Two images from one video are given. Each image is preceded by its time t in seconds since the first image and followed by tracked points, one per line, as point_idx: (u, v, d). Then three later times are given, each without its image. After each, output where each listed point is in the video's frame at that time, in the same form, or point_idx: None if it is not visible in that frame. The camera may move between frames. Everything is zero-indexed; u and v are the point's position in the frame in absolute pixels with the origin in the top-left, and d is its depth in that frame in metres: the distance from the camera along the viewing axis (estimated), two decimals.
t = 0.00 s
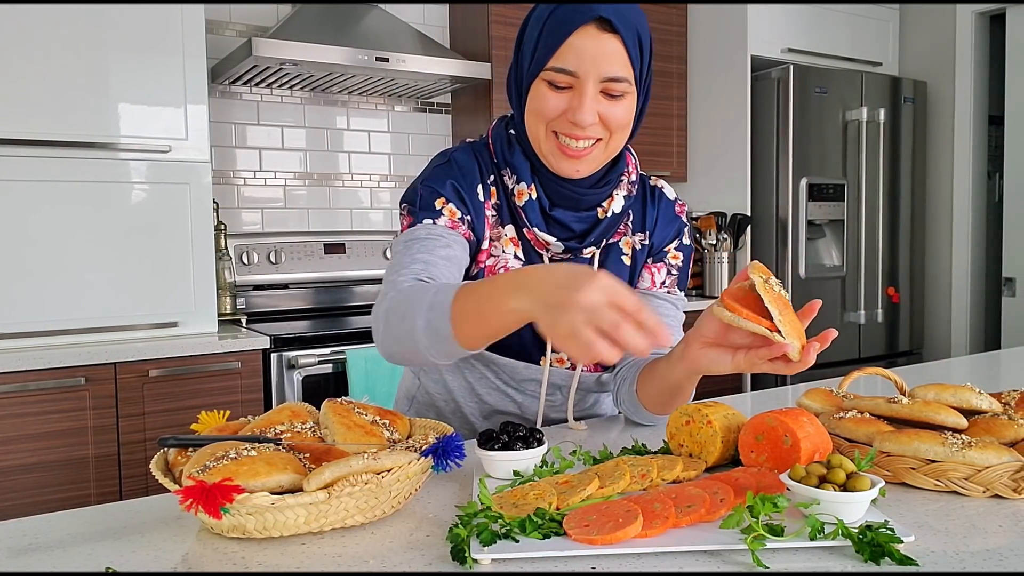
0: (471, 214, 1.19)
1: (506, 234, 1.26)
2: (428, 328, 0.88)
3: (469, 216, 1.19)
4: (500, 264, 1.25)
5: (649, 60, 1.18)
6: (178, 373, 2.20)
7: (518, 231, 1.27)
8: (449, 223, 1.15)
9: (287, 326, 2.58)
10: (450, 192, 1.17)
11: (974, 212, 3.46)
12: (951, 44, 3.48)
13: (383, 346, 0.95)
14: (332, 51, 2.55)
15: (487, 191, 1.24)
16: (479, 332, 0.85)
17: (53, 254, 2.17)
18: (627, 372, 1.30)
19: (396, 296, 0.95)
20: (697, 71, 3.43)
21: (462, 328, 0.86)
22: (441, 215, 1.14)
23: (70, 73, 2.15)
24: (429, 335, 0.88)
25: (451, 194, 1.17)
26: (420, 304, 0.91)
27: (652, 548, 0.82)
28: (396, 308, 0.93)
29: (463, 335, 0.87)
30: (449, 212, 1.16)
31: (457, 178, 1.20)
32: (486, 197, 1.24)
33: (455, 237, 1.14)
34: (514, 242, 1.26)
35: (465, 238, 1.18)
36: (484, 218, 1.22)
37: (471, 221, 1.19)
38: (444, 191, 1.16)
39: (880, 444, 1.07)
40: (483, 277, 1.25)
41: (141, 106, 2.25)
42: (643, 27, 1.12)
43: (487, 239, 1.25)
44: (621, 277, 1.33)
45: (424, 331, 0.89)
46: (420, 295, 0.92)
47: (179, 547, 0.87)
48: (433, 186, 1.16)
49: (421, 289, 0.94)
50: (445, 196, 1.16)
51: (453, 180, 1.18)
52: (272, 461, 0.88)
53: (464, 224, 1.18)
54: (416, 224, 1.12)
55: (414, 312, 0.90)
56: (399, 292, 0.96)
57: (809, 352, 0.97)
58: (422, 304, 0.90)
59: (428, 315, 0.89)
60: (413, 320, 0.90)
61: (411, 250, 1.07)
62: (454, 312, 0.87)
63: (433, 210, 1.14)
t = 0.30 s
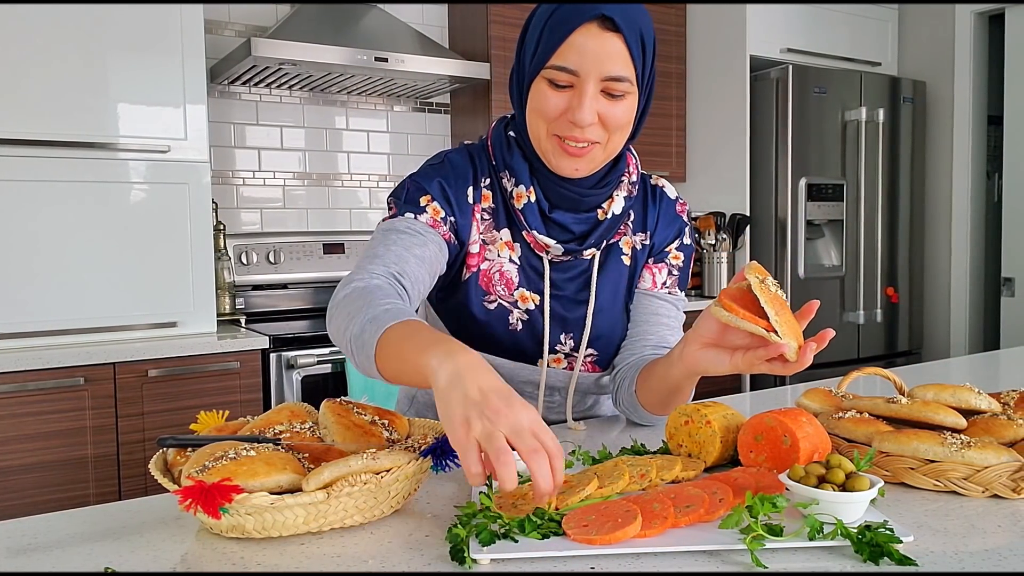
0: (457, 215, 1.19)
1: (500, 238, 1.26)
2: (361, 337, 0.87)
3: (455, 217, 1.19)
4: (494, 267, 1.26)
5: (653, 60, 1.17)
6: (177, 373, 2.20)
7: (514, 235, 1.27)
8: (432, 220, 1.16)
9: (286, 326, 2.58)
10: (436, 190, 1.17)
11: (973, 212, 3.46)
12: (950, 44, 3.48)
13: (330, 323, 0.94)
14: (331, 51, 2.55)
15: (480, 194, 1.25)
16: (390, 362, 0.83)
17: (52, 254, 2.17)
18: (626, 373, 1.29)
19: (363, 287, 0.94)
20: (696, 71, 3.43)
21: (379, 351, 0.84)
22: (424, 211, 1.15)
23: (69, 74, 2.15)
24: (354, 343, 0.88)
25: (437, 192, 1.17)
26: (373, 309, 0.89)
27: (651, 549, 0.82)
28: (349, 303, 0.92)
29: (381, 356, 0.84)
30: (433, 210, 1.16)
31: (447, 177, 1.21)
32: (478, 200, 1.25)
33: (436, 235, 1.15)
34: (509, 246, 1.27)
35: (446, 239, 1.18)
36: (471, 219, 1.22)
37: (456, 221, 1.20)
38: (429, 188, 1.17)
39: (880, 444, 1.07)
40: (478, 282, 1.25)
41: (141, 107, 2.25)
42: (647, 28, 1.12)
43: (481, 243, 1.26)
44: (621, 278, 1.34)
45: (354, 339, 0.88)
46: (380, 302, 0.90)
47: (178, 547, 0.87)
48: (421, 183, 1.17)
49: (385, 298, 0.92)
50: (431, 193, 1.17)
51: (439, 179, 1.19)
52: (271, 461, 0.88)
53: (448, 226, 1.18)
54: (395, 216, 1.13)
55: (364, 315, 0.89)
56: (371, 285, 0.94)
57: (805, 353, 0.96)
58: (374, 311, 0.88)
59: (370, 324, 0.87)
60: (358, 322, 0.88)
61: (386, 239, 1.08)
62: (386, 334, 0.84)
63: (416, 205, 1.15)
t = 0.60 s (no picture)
0: (456, 218, 1.19)
1: (499, 244, 1.26)
2: (364, 336, 0.86)
3: (453, 220, 1.19)
4: (494, 273, 1.26)
5: (650, 60, 1.17)
6: (177, 373, 2.20)
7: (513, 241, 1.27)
8: (432, 222, 1.16)
9: (285, 326, 2.58)
10: (436, 192, 1.18)
11: (972, 212, 3.46)
12: (949, 44, 3.48)
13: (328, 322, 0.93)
14: (331, 52, 2.56)
15: (479, 199, 1.25)
16: (394, 365, 0.83)
17: (51, 254, 2.17)
18: (626, 374, 1.29)
19: (364, 284, 0.93)
20: (695, 72, 3.43)
21: (387, 351, 0.84)
22: (425, 212, 1.15)
23: (69, 74, 2.15)
24: (360, 340, 0.87)
25: (437, 195, 1.17)
26: (375, 308, 0.89)
27: (650, 548, 0.82)
28: (353, 299, 0.91)
29: (385, 355, 0.84)
30: (433, 211, 1.16)
31: (446, 180, 1.21)
32: (477, 205, 1.25)
33: (436, 237, 1.15)
34: (509, 252, 1.27)
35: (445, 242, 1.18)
36: (469, 224, 1.22)
37: (455, 224, 1.19)
38: (429, 191, 1.17)
39: (879, 444, 1.07)
40: (478, 287, 1.25)
41: (140, 107, 2.25)
42: (645, 28, 1.12)
43: (480, 248, 1.25)
44: (620, 279, 1.34)
45: (356, 337, 0.87)
46: (382, 301, 0.90)
47: (177, 547, 0.87)
48: (420, 185, 1.17)
49: (388, 297, 0.92)
50: (431, 195, 1.16)
51: (439, 182, 1.19)
52: (270, 461, 0.88)
53: (447, 228, 1.18)
54: (395, 215, 1.13)
55: (367, 313, 0.88)
56: (373, 282, 0.94)
57: (801, 350, 0.95)
58: (377, 310, 0.88)
59: (373, 323, 0.87)
60: (361, 320, 0.88)
61: (386, 236, 1.08)
62: (396, 333, 0.84)
63: (417, 205, 1.15)
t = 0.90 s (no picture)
0: (452, 219, 1.19)
1: (498, 246, 1.26)
2: (360, 332, 0.86)
3: (450, 221, 1.19)
4: (492, 275, 1.25)
5: (650, 61, 1.17)
6: (176, 373, 2.20)
7: (512, 244, 1.27)
8: (429, 221, 1.16)
9: (284, 326, 2.58)
10: (434, 192, 1.18)
11: (971, 213, 3.46)
12: (948, 44, 3.48)
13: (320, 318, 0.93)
14: (331, 52, 2.56)
15: (477, 202, 1.25)
16: (392, 362, 0.83)
17: (50, 253, 2.17)
18: (623, 373, 1.29)
19: (358, 279, 0.93)
20: (694, 72, 3.43)
21: (385, 346, 0.83)
22: (422, 211, 1.15)
23: (68, 74, 2.15)
24: (357, 335, 0.86)
25: (435, 195, 1.18)
26: (372, 303, 0.88)
27: (648, 548, 0.82)
28: (349, 293, 0.91)
29: (382, 352, 0.83)
30: (430, 210, 1.16)
31: (445, 181, 1.21)
32: (474, 208, 1.25)
33: (432, 236, 1.15)
34: (507, 254, 1.26)
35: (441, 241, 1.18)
36: (466, 225, 1.22)
37: (451, 225, 1.20)
38: (427, 191, 1.17)
39: (878, 444, 1.07)
40: (476, 290, 1.25)
41: (138, 106, 2.25)
42: (647, 29, 1.12)
43: (478, 251, 1.25)
44: (618, 280, 1.34)
45: (352, 334, 0.87)
46: (378, 296, 0.90)
47: (175, 547, 0.87)
48: (418, 185, 1.17)
49: (384, 292, 0.92)
50: (428, 195, 1.17)
51: (437, 182, 1.20)
52: (269, 461, 0.88)
53: (443, 228, 1.18)
54: (392, 212, 1.13)
55: (362, 309, 0.88)
56: (367, 277, 0.94)
57: (803, 348, 0.95)
58: (374, 305, 0.88)
59: (369, 318, 0.86)
60: (356, 316, 0.87)
61: (381, 232, 1.08)
62: (395, 329, 0.84)
63: (415, 204, 1.15)
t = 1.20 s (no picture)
0: (446, 216, 1.19)
1: (496, 243, 1.26)
2: (352, 314, 0.86)
3: (444, 218, 1.19)
4: (490, 272, 1.26)
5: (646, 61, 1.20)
6: (174, 373, 2.20)
7: (509, 241, 1.27)
8: (421, 218, 1.15)
9: (283, 326, 2.58)
10: (427, 190, 1.17)
11: (970, 213, 3.46)
12: (947, 44, 3.48)
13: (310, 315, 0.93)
14: (331, 52, 2.56)
15: (473, 199, 1.25)
16: (390, 334, 0.83)
17: (48, 253, 2.17)
18: (623, 374, 1.29)
19: (342, 270, 0.94)
20: (693, 72, 3.43)
21: (377, 324, 0.84)
22: (413, 209, 1.15)
23: (67, 74, 2.15)
24: (349, 317, 0.87)
25: (428, 192, 1.17)
26: (359, 287, 0.89)
27: (648, 548, 0.82)
28: (335, 285, 0.91)
29: (377, 329, 0.84)
30: (422, 209, 1.16)
31: (438, 179, 1.21)
32: (471, 204, 1.25)
33: (424, 233, 1.15)
34: (506, 251, 1.26)
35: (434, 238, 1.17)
36: (461, 221, 1.22)
37: (445, 222, 1.19)
38: (420, 189, 1.17)
39: (877, 444, 1.07)
40: (474, 286, 1.25)
41: (137, 106, 2.25)
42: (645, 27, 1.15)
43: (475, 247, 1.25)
44: (617, 278, 1.34)
45: (344, 319, 0.87)
46: (362, 281, 0.91)
47: (174, 547, 0.86)
48: (411, 183, 1.17)
49: (367, 277, 0.93)
50: (421, 193, 1.16)
51: (430, 180, 1.19)
52: (268, 461, 0.88)
53: (436, 225, 1.18)
54: (382, 212, 1.13)
55: (350, 294, 0.89)
56: (349, 267, 0.95)
57: (802, 351, 0.97)
58: (360, 289, 0.88)
59: (359, 300, 0.87)
60: (345, 302, 0.88)
61: (371, 232, 1.07)
62: (382, 304, 0.85)
63: (406, 203, 1.14)
